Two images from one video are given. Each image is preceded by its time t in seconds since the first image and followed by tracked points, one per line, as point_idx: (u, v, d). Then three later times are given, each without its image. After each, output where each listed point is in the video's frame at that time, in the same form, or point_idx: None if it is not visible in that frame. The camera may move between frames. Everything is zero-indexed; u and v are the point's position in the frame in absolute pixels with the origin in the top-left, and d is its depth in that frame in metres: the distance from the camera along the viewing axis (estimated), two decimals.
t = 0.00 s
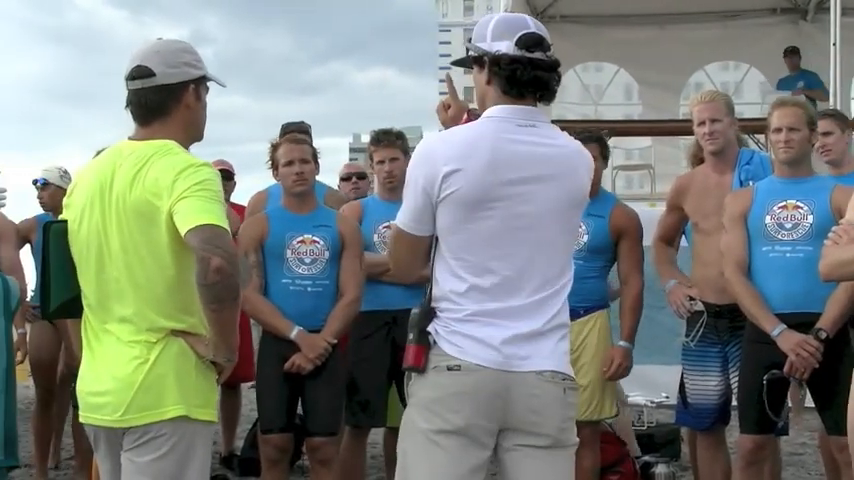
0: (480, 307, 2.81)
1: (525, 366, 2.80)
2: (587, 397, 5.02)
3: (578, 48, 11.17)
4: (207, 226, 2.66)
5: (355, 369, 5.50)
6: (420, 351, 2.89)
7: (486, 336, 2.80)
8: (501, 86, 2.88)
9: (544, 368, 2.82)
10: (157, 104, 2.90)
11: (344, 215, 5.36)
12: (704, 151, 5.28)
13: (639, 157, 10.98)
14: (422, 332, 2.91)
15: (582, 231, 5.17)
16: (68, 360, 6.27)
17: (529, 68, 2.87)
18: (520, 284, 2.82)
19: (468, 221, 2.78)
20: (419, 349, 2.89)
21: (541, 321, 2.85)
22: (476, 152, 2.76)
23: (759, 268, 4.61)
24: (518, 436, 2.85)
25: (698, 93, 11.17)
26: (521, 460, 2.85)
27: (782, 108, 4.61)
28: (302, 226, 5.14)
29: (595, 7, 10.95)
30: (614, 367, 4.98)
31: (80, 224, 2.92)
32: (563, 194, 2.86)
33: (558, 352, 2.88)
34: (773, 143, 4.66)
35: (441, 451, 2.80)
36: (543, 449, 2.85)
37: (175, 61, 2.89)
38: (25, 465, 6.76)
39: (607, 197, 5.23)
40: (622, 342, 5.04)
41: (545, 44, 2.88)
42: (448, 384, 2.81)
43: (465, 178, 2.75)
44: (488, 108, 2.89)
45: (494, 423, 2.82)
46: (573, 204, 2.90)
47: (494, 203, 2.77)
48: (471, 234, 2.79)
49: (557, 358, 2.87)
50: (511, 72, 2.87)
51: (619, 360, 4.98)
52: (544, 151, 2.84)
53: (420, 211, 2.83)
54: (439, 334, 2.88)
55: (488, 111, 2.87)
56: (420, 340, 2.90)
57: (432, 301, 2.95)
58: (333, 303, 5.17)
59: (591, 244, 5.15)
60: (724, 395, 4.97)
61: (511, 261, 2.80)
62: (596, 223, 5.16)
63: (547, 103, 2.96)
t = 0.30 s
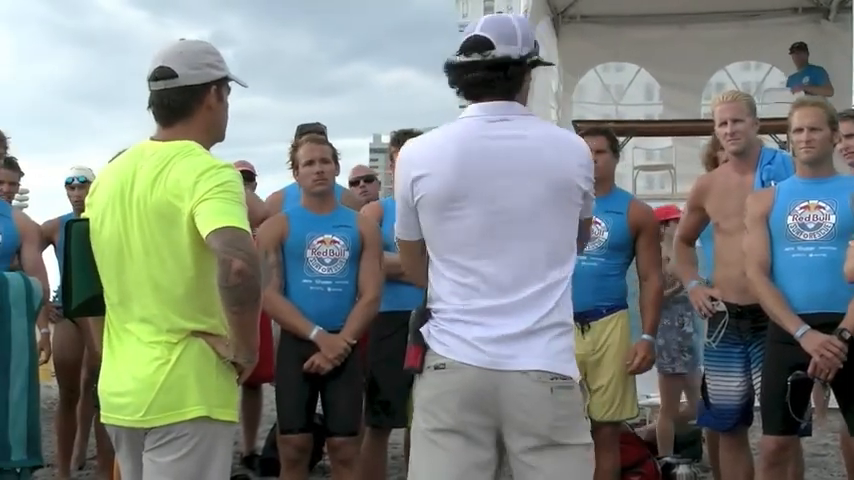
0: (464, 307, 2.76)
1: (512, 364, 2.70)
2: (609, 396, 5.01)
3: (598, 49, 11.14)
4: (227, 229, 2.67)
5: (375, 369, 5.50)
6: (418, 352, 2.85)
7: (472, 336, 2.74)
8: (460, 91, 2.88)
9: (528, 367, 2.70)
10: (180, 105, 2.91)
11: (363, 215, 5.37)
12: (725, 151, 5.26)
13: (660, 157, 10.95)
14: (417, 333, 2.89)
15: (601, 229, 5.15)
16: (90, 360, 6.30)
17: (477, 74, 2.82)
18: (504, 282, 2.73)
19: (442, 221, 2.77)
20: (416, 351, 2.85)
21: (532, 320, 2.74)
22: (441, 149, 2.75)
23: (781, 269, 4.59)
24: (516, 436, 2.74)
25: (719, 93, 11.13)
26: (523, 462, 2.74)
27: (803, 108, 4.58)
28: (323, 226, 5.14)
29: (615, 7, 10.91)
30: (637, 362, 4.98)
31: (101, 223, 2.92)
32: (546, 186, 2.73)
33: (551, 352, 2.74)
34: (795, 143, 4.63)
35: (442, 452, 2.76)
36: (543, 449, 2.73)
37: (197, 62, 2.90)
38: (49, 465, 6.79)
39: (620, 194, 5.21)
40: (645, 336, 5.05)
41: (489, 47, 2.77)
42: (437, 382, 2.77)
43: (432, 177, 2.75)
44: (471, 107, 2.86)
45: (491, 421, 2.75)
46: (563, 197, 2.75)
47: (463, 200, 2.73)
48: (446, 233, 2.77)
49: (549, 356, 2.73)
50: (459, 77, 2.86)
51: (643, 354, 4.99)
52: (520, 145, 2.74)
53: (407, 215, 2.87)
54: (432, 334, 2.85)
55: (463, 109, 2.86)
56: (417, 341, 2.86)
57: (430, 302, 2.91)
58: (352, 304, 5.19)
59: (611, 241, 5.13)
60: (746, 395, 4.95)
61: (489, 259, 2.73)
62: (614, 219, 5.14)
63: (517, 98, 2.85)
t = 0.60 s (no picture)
0: (448, 310, 2.80)
1: (484, 361, 2.66)
2: (627, 397, 5.02)
3: (615, 49, 11.12)
4: (238, 228, 2.67)
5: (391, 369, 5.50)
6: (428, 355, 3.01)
7: (452, 336, 2.76)
8: (442, 99, 2.94)
9: (502, 363, 2.63)
10: (192, 106, 2.91)
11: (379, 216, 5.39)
12: (743, 151, 5.24)
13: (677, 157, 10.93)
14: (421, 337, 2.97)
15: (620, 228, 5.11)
16: (107, 360, 6.31)
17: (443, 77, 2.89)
18: (466, 281, 2.74)
19: (422, 228, 2.87)
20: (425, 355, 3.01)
21: (495, 318, 2.68)
22: (411, 161, 2.86)
23: (799, 269, 4.57)
24: (509, 428, 2.68)
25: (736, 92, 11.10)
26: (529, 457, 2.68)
27: (822, 107, 4.56)
28: (339, 227, 5.15)
29: (632, 7, 10.89)
30: (654, 360, 4.96)
31: (118, 224, 2.93)
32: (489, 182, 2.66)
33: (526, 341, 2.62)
34: (813, 143, 4.61)
35: (445, 453, 2.84)
36: (536, 442, 2.65)
37: (209, 63, 2.90)
38: (68, 464, 6.81)
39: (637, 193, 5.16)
40: (661, 333, 5.05)
41: (446, 49, 2.84)
42: (431, 384, 2.84)
43: (407, 187, 2.87)
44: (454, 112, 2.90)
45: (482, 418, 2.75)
46: (512, 190, 2.65)
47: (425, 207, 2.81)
48: (426, 240, 2.86)
49: (526, 350, 2.61)
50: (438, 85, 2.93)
51: (661, 351, 4.97)
52: (466, 143, 2.72)
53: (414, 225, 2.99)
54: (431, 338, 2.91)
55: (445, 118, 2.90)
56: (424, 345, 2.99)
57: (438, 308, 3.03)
58: (366, 305, 5.19)
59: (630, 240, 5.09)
60: (764, 395, 4.94)
61: (455, 264, 2.76)
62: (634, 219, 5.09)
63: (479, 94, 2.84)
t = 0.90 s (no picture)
0: (500, 315, 2.75)
1: (528, 369, 2.62)
2: (655, 399, 5.04)
3: (636, 49, 11.10)
4: (251, 227, 2.69)
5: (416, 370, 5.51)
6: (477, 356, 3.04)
7: (500, 341, 2.72)
8: (493, 99, 2.86)
9: (546, 371, 2.58)
10: (206, 108, 2.95)
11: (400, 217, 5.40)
12: (767, 150, 5.22)
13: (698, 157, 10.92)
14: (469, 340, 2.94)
15: (646, 229, 5.07)
16: (131, 360, 6.34)
17: (492, 77, 2.81)
18: (517, 285, 2.68)
19: (478, 232, 2.83)
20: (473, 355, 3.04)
21: (545, 322, 2.62)
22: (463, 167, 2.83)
23: (823, 269, 4.56)
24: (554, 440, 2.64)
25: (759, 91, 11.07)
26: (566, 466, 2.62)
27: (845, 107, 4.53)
28: (361, 228, 5.16)
29: (653, 6, 10.86)
30: (684, 363, 4.95)
31: (141, 226, 2.95)
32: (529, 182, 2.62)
33: (569, 342, 2.58)
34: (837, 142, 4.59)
35: (483, 455, 2.80)
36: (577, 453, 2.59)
37: (217, 64, 2.93)
38: (91, 464, 6.85)
39: (662, 193, 5.18)
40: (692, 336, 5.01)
41: (493, 48, 2.76)
42: (477, 388, 2.80)
43: (461, 190, 2.83)
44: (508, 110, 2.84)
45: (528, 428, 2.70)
46: (561, 187, 2.58)
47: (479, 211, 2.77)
48: (482, 244, 2.82)
49: (569, 355, 2.56)
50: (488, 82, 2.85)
51: (691, 354, 4.95)
52: (515, 141, 2.66)
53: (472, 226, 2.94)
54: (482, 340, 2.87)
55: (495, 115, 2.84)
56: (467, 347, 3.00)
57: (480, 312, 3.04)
58: (390, 306, 5.20)
59: (656, 241, 5.06)
60: (787, 396, 4.92)
61: (507, 267, 2.71)
62: (659, 219, 5.07)
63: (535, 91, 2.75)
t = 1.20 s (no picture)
0: (561, 313, 2.69)
1: (593, 367, 2.57)
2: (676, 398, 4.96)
3: (656, 49, 11.07)
4: (269, 223, 2.70)
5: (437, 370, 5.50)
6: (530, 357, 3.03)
7: (562, 340, 2.66)
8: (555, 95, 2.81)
9: (614, 371, 2.54)
10: (223, 109, 2.97)
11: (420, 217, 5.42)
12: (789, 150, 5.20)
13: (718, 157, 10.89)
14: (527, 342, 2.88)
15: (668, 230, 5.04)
16: (152, 360, 6.36)
17: (557, 72, 2.75)
18: (585, 281, 2.63)
19: (539, 229, 2.76)
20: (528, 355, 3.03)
21: (616, 317, 2.57)
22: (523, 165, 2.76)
23: (845, 269, 4.54)
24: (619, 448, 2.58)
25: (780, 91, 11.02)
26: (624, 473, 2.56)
27: None
28: (382, 229, 5.17)
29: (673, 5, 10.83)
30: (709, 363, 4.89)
31: (163, 229, 2.97)
32: (599, 173, 2.56)
33: (643, 331, 2.54)
34: None
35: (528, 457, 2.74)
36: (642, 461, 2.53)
37: (233, 66, 2.94)
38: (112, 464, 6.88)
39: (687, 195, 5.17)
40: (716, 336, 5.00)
41: (560, 43, 2.69)
42: (536, 391, 2.72)
43: (522, 189, 2.76)
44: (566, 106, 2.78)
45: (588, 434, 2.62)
46: (640, 175, 2.52)
47: (544, 208, 2.70)
48: (544, 242, 2.76)
49: (640, 352, 2.53)
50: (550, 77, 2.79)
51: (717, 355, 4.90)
52: (587, 133, 2.60)
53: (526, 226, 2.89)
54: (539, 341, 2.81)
55: (557, 111, 2.79)
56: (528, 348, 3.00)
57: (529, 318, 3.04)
58: (412, 306, 5.20)
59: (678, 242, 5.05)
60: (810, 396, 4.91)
61: (573, 262, 2.65)
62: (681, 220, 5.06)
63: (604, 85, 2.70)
